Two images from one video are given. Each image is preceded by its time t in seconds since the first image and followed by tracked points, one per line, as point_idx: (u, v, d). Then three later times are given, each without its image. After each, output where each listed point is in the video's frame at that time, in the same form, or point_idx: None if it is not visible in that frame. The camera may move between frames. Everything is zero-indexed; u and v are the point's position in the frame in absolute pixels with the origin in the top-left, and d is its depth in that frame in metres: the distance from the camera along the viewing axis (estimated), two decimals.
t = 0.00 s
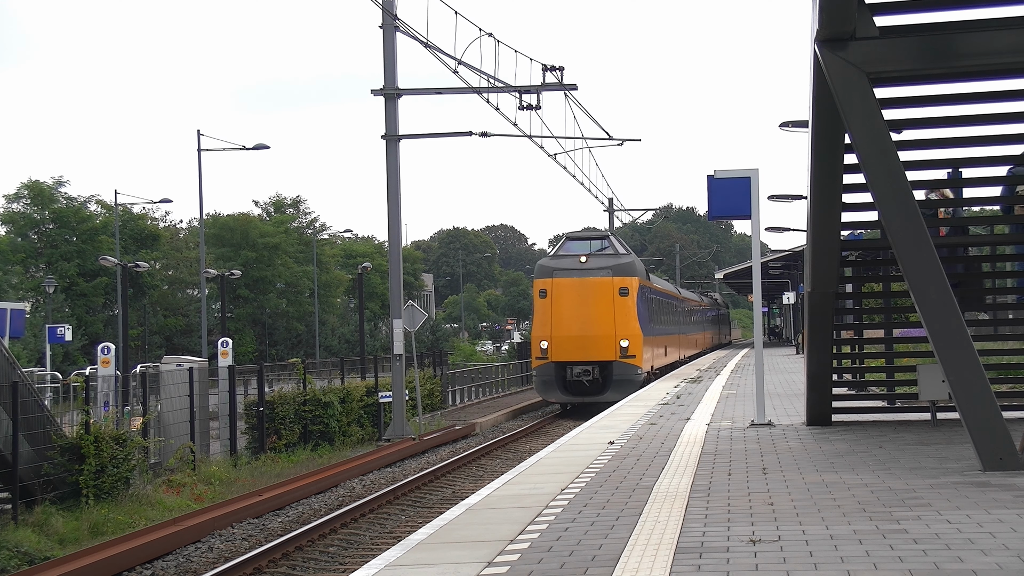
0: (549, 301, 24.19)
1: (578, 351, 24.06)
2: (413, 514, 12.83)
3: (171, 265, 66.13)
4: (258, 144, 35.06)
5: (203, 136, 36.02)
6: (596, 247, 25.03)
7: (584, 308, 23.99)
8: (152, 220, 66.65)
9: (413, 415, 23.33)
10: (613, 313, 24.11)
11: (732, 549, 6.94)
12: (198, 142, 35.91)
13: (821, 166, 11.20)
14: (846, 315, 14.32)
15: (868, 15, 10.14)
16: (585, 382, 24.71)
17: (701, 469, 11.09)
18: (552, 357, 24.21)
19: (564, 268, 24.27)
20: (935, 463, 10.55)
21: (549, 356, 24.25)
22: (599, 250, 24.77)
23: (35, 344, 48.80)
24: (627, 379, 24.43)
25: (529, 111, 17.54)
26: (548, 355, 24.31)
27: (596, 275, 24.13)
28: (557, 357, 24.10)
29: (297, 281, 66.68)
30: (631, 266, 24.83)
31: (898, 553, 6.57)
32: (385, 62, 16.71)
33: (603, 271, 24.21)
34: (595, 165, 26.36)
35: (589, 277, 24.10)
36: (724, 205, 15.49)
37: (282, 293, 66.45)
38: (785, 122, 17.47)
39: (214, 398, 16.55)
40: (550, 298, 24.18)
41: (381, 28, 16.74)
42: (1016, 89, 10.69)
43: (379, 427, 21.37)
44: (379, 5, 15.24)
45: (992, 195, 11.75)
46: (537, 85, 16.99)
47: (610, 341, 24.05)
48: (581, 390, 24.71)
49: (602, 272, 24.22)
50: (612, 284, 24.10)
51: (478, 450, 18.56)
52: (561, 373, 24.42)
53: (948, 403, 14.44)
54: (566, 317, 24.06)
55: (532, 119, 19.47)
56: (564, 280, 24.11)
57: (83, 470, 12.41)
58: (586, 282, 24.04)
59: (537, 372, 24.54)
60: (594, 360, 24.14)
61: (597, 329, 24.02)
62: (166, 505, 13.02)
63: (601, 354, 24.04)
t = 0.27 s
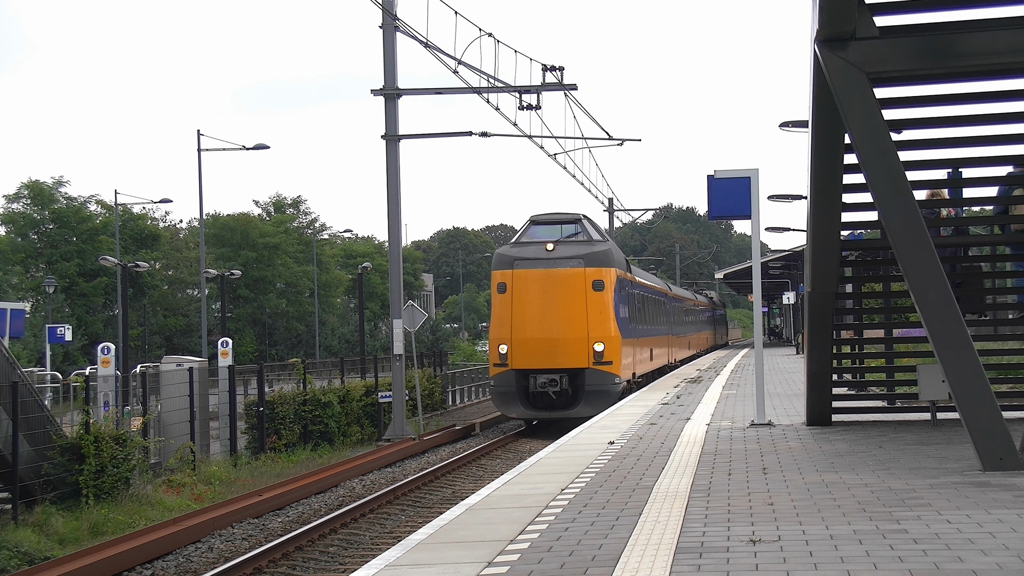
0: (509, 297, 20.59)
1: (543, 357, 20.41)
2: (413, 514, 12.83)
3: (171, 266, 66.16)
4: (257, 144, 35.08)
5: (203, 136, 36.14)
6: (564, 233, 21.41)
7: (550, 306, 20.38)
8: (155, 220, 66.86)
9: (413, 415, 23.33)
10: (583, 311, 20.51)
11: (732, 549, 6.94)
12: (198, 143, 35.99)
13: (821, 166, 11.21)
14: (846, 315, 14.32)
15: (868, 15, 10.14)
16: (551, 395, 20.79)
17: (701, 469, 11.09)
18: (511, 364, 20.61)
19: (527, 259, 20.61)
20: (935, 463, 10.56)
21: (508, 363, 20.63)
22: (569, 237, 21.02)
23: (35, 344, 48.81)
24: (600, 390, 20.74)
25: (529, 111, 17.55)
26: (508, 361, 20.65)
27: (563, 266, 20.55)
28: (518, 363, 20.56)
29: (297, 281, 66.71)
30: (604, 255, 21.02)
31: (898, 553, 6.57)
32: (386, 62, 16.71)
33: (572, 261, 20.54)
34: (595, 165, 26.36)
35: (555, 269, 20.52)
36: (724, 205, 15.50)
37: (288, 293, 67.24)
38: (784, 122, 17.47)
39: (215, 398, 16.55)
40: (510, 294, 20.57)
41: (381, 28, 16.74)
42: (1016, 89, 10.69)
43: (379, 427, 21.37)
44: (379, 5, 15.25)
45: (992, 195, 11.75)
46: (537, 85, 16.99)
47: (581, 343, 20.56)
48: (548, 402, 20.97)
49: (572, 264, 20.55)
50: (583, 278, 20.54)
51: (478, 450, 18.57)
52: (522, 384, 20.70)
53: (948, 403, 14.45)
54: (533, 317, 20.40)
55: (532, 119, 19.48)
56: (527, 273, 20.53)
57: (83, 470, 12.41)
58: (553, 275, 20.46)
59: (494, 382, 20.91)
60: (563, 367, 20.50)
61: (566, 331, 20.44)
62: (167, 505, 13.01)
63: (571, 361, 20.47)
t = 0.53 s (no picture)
0: (438, 289, 16.04)
1: (483, 369, 15.77)
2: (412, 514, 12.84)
3: (170, 266, 66.15)
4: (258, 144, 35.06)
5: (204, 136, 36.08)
6: (518, 206, 16.96)
7: (492, 303, 15.77)
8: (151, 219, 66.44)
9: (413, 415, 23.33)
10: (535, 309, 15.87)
11: (732, 549, 6.94)
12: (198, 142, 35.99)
13: (821, 166, 11.21)
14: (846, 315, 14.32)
15: (868, 15, 10.14)
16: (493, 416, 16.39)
17: (701, 469, 11.09)
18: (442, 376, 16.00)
19: (462, 240, 16.08)
20: (935, 463, 10.56)
21: (439, 375, 16.03)
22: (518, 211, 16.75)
23: (34, 343, 48.78)
24: (557, 410, 16.09)
25: (529, 111, 17.54)
26: (438, 372, 16.06)
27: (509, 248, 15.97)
28: (451, 376, 15.93)
29: (297, 281, 66.70)
30: (561, 235, 16.42)
31: (898, 553, 6.57)
32: (385, 62, 16.71)
33: (519, 243, 15.98)
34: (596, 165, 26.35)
35: (497, 252, 15.90)
36: (724, 205, 15.50)
37: (283, 293, 66.62)
38: (784, 122, 17.48)
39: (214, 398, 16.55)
40: (439, 285, 16.00)
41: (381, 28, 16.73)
42: (1016, 89, 10.69)
43: (379, 427, 21.37)
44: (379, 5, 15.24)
45: (991, 195, 11.75)
46: (537, 85, 16.98)
47: (532, 350, 15.86)
48: (487, 425, 16.51)
49: (517, 247, 15.96)
50: (534, 267, 15.93)
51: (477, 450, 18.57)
52: (455, 402, 16.08)
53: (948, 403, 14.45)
54: (468, 314, 15.81)
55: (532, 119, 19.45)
56: (463, 257, 15.95)
57: (82, 470, 12.41)
58: (496, 262, 15.85)
59: (420, 400, 16.27)
60: (507, 380, 15.81)
61: (513, 333, 15.78)
62: (167, 505, 13.02)
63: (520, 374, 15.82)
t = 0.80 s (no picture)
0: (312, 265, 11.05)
1: (370, 386, 10.88)
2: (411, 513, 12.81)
3: (170, 266, 66.15)
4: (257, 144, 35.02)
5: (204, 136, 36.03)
6: (430, 154, 12.24)
7: (379, 288, 10.89)
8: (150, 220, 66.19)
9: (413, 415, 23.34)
10: (436, 292, 10.98)
11: (732, 549, 6.94)
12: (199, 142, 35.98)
13: (820, 165, 11.22)
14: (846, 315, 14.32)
15: (868, 15, 10.14)
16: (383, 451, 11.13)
17: (701, 469, 11.09)
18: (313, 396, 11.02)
19: (346, 200, 11.12)
20: (935, 463, 10.55)
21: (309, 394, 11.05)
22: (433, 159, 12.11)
23: (34, 343, 48.81)
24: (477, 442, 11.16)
25: (528, 111, 17.53)
26: (309, 391, 11.06)
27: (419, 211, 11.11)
28: (324, 397, 10.97)
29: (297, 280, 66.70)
30: (486, 195, 11.43)
31: (898, 553, 6.57)
32: (386, 62, 16.70)
33: (427, 205, 11.06)
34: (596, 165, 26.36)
35: (391, 217, 11.00)
36: (724, 205, 15.50)
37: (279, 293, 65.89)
38: (784, 123, 17.48)
39: (215, 397, 16.55)
40: (312, 262, 11.05)
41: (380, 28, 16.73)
42: (1015, 89, 10.69)
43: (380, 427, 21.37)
44: (379, 5, 15.24)
45: (991, 195, 11.75)
46: (537, 85, 16.97)
47: (440, 358, 10.92)
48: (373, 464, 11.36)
49: (422, 210, 11.05)
50: (444, 241, 11.02)
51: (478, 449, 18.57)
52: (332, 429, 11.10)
53: (948, 403, 14.45)
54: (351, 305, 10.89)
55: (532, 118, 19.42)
56: (347, 224, 11.01)
57: (83, 470, 12.41)
58: (389, 229, 10.96)
59: (286, 425, 11.23)
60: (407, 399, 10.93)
61: (418, 330, 10.86)
62: (166, 505, 13.03)
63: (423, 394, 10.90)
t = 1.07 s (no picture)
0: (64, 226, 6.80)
1: (147, 428, 6.59)
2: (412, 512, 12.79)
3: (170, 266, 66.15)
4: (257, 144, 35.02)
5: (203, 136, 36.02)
6: (275, 63, 7.96)
7: (174, 259, 6.66)
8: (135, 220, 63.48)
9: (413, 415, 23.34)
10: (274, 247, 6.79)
11: (732, 549, 6.94)
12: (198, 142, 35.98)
13: (820, 165, 11.23)
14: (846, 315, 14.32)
15: (868, 15, 10.14)
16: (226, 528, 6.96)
17: (701, 469, 11.09)
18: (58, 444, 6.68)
19: (123, 126, 6.86)
20: (935, 463, 10.55)
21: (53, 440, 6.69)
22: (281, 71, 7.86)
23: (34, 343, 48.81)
24: (335, 512, 6.95)
25: (528, 111, 17.53)
26: (53, 433, 6.72)
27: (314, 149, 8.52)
28: (78, 445, 6.63)
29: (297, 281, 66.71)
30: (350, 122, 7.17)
31: (899, 553, 6.57)
32: (386, 62, 16.70)
33: (258, 132, 6.90)
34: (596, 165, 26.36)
35: (188, 153, 6.79)
36: (724, 205, 15.51)
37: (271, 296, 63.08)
38: (784, 122, 17.48)
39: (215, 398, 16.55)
40: (64, 221, 6.81)
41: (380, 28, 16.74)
42: (1015, 89, 10.69)
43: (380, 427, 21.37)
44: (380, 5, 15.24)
45: (991, 195, 11.76)
46: (537, 85, 16.98)
47: (269, 385, 6.70)
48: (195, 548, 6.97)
49: (243, 144, 6.85)
50: (280, 193, 6.84)
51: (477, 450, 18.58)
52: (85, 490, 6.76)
53: (948, 403, 14.46)
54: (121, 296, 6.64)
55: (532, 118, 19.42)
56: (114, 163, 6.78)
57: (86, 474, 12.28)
58: (192, 169, 6.76)
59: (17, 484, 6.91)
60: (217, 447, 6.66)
61: (238, 340, 6.67)
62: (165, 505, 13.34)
63: (241, 443, 6.66)
